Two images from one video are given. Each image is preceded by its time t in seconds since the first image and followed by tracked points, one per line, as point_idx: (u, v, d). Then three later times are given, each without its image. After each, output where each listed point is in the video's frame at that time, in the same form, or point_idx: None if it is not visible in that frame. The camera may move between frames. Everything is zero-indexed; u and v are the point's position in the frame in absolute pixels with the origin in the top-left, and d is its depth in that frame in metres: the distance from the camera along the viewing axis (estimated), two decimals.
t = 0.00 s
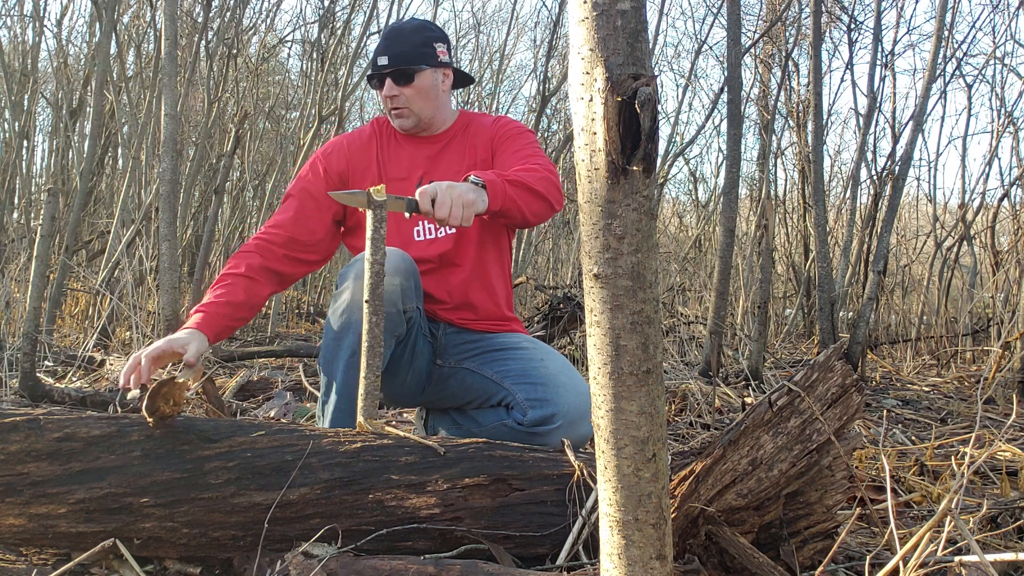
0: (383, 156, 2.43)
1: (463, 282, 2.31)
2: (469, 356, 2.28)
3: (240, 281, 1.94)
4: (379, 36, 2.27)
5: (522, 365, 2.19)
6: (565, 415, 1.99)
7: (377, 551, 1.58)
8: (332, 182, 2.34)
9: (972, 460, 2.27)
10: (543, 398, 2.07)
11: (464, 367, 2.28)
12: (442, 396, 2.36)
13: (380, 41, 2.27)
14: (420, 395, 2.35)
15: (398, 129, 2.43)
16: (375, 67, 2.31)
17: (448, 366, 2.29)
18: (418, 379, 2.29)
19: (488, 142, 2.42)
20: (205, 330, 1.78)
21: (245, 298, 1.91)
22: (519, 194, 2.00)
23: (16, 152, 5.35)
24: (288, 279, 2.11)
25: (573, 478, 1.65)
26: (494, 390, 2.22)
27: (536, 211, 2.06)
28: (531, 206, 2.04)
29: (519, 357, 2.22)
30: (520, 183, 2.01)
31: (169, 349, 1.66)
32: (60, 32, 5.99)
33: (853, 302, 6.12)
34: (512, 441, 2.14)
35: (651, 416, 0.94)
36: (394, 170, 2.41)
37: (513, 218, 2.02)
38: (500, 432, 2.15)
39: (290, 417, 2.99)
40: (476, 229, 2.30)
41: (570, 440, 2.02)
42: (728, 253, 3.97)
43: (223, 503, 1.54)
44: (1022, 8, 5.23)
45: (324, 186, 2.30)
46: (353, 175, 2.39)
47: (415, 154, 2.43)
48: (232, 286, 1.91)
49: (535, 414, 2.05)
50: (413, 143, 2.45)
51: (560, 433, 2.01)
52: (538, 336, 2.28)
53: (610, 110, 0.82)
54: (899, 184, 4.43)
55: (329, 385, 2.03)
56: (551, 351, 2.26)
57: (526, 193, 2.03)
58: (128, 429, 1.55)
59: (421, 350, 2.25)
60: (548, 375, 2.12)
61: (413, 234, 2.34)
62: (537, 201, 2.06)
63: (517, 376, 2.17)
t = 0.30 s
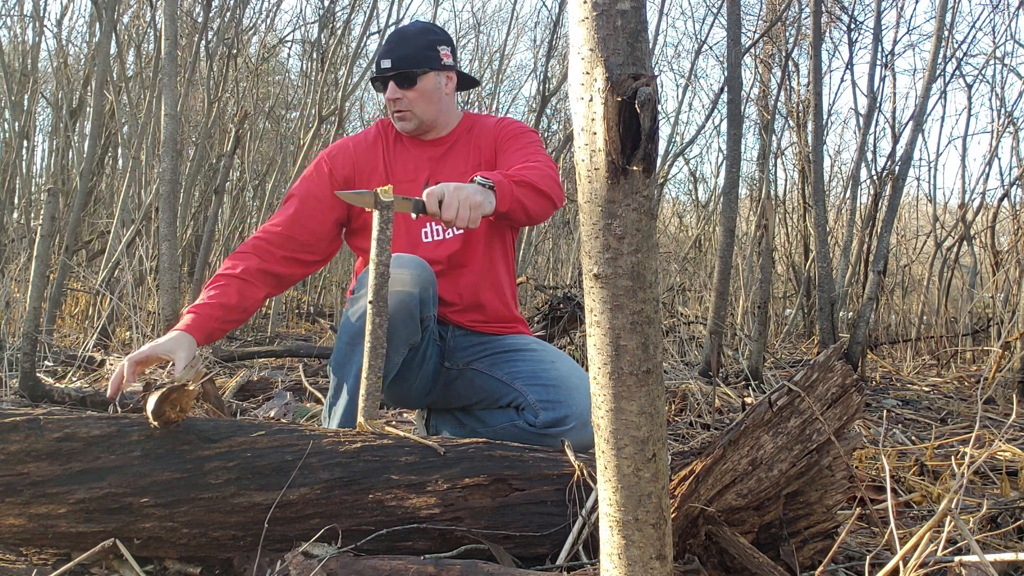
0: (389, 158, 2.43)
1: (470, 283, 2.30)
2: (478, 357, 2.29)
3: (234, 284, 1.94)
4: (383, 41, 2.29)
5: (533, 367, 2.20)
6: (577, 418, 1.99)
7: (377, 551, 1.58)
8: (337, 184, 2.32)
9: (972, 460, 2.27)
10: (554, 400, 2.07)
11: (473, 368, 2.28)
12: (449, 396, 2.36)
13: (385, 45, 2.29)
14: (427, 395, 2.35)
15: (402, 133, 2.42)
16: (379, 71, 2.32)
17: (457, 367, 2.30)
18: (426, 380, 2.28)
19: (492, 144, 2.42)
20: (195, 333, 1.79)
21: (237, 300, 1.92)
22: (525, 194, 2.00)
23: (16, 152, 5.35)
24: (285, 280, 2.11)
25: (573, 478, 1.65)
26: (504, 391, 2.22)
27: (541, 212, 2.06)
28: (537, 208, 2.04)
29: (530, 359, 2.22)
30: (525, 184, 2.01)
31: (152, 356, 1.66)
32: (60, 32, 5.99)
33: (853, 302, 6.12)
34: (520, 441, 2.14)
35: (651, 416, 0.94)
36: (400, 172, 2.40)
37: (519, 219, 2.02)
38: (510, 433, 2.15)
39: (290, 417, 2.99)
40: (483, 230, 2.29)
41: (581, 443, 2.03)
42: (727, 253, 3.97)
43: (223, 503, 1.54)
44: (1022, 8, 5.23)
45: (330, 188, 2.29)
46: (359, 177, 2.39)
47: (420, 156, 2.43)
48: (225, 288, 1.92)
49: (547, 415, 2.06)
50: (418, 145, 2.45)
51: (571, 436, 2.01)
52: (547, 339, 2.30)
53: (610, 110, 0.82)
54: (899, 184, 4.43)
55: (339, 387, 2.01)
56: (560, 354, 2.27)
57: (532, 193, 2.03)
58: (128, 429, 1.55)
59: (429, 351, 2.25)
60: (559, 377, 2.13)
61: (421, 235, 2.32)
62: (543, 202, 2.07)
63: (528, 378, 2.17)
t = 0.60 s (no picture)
0: (389, 156, 2.43)
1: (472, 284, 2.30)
2: (480, 359, 2.29)
3: (231, 283, 1.94)
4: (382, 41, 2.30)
5: (537, 369, 2.20)
6: (581, 421, 1.99)
7: (377, 551, 1.58)
8: (337, 183, 2.32)
9: (972, 460, 2.27)
10: (559, 403, 2.07)
11: (476, 370, 2.29)
12: (451, 397, 2.37)
13: (384, 44, 2.29)
14: (428, 396, 2.35)
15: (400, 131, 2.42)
16: (378, 69, 2.33)
17: (460, 369, 2.30)
18: (428, 381, 2.29)
19: (492, 143, 2.42)
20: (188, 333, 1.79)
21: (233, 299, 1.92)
22: (524, 196, 2.00)
23: (16, 152, 5.35)
24: (284, 278, 2.10)
25: (573, 478, 1.65)
26: (507, 393, 2.22)
27: (541, 213, 2.06)
28: (537, 209, 2.04)
29: (533, 361, 2.23)
30: (525, 185, 2.01)
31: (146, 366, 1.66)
32: (60, 32, 5.99)
33: (853, 302, 6.11)
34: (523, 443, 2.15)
35: (651, 416, 0.94)
36: (400, 171, 2.40)
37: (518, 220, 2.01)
38: (513, 435, 2.16)
39: (289, 417, 2.99)
40: (484, 230, 2.29)
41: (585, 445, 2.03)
42: (728, 253, 3.97)
43: (223, 503, 1.54)
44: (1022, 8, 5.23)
45: (328, 186, 2.29)
46: (360, 175, 2.38)
47: (420, 155, 2.43)
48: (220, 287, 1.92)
49: (551, 419, 2.06)
50: (418, 144, 2.45)
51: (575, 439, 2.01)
52: (550, 341, 2.30)
53: (610, 110, 0.82)
54: (899, 184, 4.43)
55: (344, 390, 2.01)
56: (563, 356, 2.27)
57: (531, 195, 2.03)
58: (128, 429, 1.55)
59: (431, 354, 2.24)
60: (563, 380, 2.13)
61: (421, 234, 2.31)
62: (543, 204, 2.07)
63: (532, 380, 2.18)
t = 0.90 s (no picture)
0: (388, 155, 2.42)
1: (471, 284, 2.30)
2: (480, 359, 2.29)
3: (222, 282, 1.95)
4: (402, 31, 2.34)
5: (536, 369, 2.20)
6: (581, 421, 1.99)
7: (377, 551, 1.58)
8: (335, 182, 2.31)
9: (972, 460, 2.27)
10: (559, 404, 2.07)
11: (476, 371, 2.29)
12: (450, 397, 2.37)
13: (403, 34, 2.33)
14: (428, 397, 2.35)
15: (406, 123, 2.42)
16: (395, 56, 2.35)
17: (459, 370, 2.30)
18: (427, 382, 2.28)
19: (491, 143, 2.43)
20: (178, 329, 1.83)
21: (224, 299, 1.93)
22: (525, 197, 2.00)
23: (16, 152, 5.35)
24: (277, 280, 2.10)
25: (573, 478, 1.65)
26: (507, 394, 2.22)
27: (539, 214, 2.06)
28: (536, 209, 2.04)
29: (532, 361, 2.23)
30: (524, 185, 2.01)
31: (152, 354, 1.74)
32: (60, 32, 5.99)
33: (853, 302, 6.11)
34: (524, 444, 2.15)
35: (651, 416, 0.94)
36: (399, 170, 2.40)
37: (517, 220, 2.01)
38: (513, 435, 2.16)
39: (289, 417, 2.99)
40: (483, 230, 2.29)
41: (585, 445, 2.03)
42: (727, 253, 3.97)
43: (223, 503, 1.54)
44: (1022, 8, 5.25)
45: (325, 185, 2.29)
46: (358, 174, 2.38)
47: (419, 153, 2.43)
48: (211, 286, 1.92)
49: (551, 419, 2.06)
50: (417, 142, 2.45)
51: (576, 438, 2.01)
52: (549, 341, 2.30)
53: (610, 110, 0.82)
54: (899, 184, 4.43)
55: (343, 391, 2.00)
56: (562, 355, 2.27)
57: (532, 196, 2.03)
58: (128, 430, 1.56)
59: (430, 355, 2.24)
60: (563, 380, 2.13)
61: (420, 233, 2.31)
62: (543, 204, 2.07)
63: (531, 381, 2.18)
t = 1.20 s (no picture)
0: (389, 150, 2.43)
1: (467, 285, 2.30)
2: (478, 360, 2.29)
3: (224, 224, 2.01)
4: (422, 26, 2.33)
5: (534, 369, 2.20)
6: (579, 421, 1.99)
7: (377, 551, 1.58)
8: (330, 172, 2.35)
9: (972, 460, 2.27)
10: (557, 403, 2.08)
11: (474, 371, 2.29)
12: (449, 397, 2.37)
13: (422, 30, 2.33)
14: (427, 397, 2.35)
15: (416, 119, 2.43)
16: (413, 51, 2.35)
17: (458, 370, 2.30)
18: (426, 383, 2.28)
19: (494, 146, 2.42)
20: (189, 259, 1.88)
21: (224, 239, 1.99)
22: (520, 201, 1.99)
23: (16, 152, 5.35)
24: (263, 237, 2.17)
25: (573, 478, 1.65)
26: (505, 394, 2.22)
27: (534, 218, 2.06)
28: (530, 213, 2.03)
29: (530, 361, 2.23)
30: (520, 189, 2.01)
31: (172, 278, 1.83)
32: (59, 32, 5.99)
33: (853, 302, 6.11)
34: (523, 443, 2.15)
35: (651, 416, 0.94)
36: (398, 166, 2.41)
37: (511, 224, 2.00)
38: (512, 435, 2.16)
39: (289, 417, 2.99)
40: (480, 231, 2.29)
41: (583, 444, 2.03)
42: (727, 253, 3.97)
43: (223, 503, 1.54)
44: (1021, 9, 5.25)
45: (319, 170, 2.33)
46: (357, 168, 2.40)
47: (421, 151, 2.43)
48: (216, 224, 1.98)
49: (550, 419, 2.06)
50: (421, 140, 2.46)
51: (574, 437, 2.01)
52: (547, 340, 2.30)
53: (610, 110, 0.82)
54: (899, 184, 4.43)
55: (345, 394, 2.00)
56: (560, 354, 2.27)
57: (527, 201, 2.03)
58: (128, 430, 1.56)
59: (430, 356, 2.24)
60: (561, 379, 2.13)
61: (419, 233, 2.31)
62: (538, 209, 2.07)
63: (529, 380, 2.18)
